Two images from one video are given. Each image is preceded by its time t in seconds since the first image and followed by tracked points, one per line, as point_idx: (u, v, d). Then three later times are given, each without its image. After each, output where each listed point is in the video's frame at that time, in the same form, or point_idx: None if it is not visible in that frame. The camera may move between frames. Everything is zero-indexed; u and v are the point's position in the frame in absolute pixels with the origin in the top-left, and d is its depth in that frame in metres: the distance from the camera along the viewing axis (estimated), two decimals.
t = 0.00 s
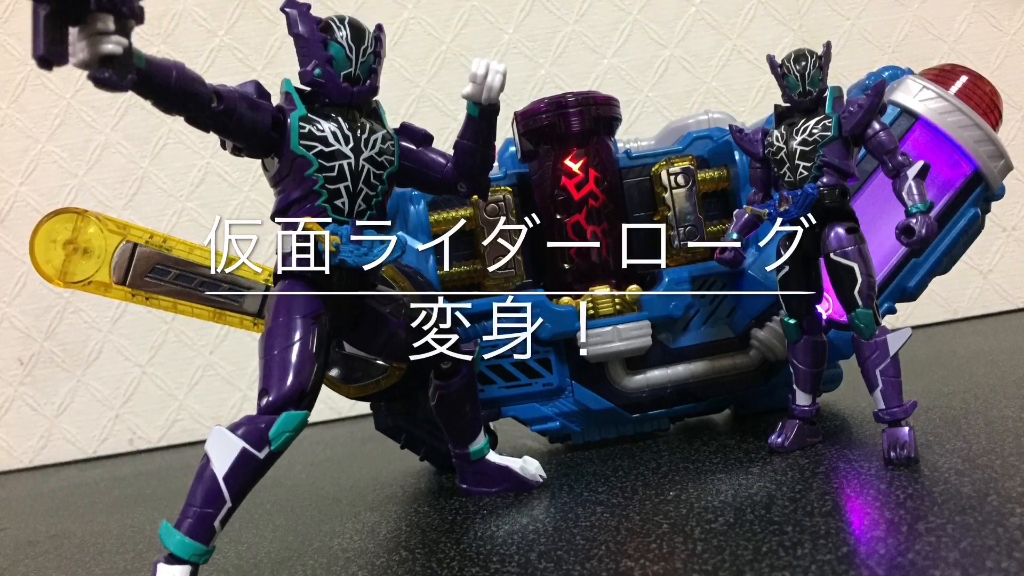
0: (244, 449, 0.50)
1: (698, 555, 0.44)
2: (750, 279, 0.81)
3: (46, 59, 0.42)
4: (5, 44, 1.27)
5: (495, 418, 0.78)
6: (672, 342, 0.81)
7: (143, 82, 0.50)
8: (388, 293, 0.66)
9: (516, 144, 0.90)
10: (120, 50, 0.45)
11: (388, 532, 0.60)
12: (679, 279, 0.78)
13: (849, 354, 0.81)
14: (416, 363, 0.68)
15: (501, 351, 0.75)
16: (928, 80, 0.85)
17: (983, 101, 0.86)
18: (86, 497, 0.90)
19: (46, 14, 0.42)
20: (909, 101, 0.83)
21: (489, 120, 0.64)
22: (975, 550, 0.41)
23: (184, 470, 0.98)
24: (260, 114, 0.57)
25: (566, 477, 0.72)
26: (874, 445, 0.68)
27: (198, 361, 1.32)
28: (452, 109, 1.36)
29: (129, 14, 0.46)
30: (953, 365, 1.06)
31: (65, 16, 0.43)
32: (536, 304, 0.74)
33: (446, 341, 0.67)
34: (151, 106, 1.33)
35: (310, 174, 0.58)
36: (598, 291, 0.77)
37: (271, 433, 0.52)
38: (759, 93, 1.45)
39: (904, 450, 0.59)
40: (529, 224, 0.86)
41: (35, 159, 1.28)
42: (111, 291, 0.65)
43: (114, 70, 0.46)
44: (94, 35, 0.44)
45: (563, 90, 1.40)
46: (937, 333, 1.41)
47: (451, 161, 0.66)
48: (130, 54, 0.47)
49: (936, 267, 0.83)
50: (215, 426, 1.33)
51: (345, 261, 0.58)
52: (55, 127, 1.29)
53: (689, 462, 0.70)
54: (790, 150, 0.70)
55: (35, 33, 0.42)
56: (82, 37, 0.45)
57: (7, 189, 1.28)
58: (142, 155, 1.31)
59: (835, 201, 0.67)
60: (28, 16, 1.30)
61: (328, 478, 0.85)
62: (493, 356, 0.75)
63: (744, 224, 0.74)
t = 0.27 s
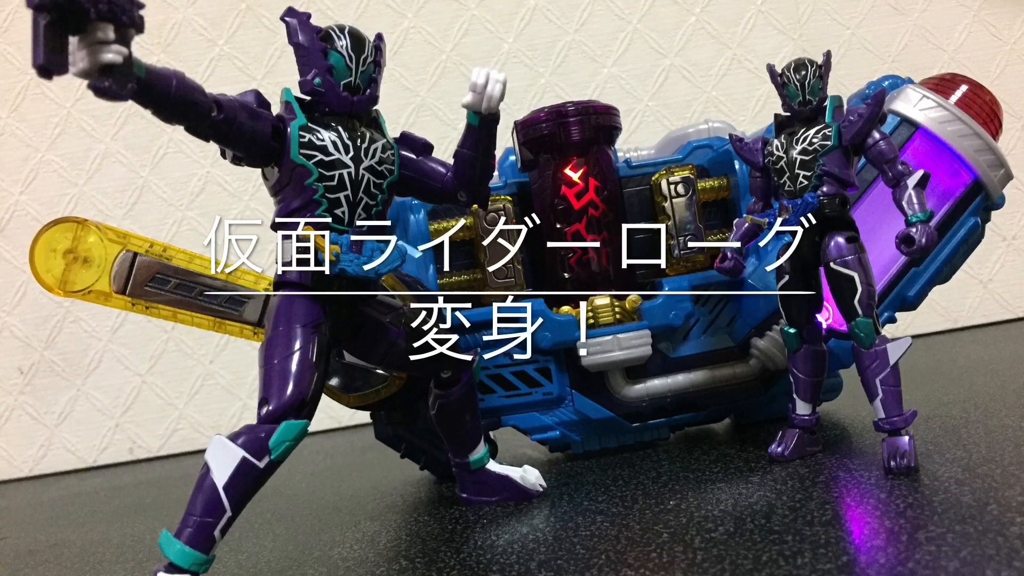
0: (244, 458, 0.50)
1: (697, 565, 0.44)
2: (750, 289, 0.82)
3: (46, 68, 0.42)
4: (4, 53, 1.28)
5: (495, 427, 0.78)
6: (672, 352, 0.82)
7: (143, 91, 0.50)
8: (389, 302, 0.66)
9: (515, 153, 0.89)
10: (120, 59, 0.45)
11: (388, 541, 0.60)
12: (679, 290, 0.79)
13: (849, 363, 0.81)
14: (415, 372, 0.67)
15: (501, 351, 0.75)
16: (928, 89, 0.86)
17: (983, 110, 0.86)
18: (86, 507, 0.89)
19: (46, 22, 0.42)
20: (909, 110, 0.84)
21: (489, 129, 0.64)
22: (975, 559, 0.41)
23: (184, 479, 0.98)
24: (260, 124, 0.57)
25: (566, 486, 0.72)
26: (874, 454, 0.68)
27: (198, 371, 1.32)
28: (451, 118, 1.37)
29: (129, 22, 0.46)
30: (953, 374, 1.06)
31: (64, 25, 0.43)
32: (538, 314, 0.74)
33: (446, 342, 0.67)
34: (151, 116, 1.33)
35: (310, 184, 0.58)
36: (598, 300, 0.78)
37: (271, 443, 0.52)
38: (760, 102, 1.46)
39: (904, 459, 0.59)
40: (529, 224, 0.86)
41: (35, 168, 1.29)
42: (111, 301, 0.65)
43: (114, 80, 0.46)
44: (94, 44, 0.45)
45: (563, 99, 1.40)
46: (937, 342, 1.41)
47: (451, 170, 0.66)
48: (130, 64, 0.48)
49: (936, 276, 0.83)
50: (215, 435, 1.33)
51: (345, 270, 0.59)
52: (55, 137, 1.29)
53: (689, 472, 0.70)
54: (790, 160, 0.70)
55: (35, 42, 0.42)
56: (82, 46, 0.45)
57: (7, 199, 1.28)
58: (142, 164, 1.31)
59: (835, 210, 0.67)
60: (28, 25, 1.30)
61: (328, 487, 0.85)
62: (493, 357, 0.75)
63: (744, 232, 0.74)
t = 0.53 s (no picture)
0: (244, 467, 0.50)
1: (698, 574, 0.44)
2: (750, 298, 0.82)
3: (46, 77, 0.42)
4: (4, 63, 1.29)
5: (495, 436, 0.78)
6: (672, 361, 0.82)
7: (143, 101, 0.51)
8: (390, 311, 0.66)
9: (515, 162, 0.90)
10: (120, 68, 0.46)
11: (388, 550, 0.60)
12: (680, 299, 0.78)
13: (849, 373, 0.81)
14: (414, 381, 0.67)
15: (502, 351, 0.75)
16: (928, 98, 0.87)
17: (984, 119, 0.87)
18: (86, 516, 0.89)
19: (45, 31, 0.42)
20: (909, 119, 0.84)
21: (489, 139, 0.65)
22: (975, 569, 0.41)
23: (184, 489, 0.98)
24: (260, 133, 0.58)
25: (565, 496, 0.72)
26: (874, 463, 0.68)
27: (198, 380, 1.32)
28: (451, 127, 1.38)
29: (128, 31, 0.47)
30: (952, 383, 1.06)
31: (64, 33, 0.44)
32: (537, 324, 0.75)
33: (446, 341, 0.67)
34: (151, 125, 1.34)
35: (310, 193, 0.59)
36: (598, 309, 0.78)
37: (271, 452, 0.52)
38: (759, 111, 1.47)
39: (904, 468, 0.59)
40: (529, 223, 0.85)
41: (35, 178, 1.29)
42: (111, 310, 0.65)
43: (114, 89, 0.47)
44: (94, 53, 0.45)
45: (563, 108, 1.41)
46: (937, 352, 1.41)
47: (451, 180, 0.67)
48: (130, 73, 0.48)
49: (936, 285, 0.83)
50: (215, 444, 1.32)
51: (345, 279, 0.59)
52: (55, 146, 1.30)
53: (689, 481, 0.70)
54: (790, 168, 0.70)
55: (35, 51, 0.42)
56: (82, 55, 0.46)
57: (7, 208, 1.29)
58: (142, 174, 1.32)
59: (835, 220, 0.68)
60: (28, 34, 1.31)
61: (328, 497, 0.85)
62: (493, 357, 0.76)
63: (744, 242, 0.73)
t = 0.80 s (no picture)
0: (244, 476, 0.50)
1: None
2: (750, 307, 0.82)
3: (46, 86, 0.43)
4: (4, 72, 1.30)
5: (495, 446, 0.78)
6: (672, 370, 0.82)
7: (143, 110, 0.51)
8: (390, 321, 0.66)
9: (516, 171, 0.91)
10: (120, 77, 0.46)
11: (388, 559, 0.60)
12: (680, 308, 0.78)
13: (849, 382, 0.81)
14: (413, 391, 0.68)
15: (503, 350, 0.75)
16: (928, 107, 0.87)
17: (983, 128, 0.88)
18: (86, 525, 0.89)
19: (46, 41, 0.43)
20: (909, 129, 0.85)
21: (489, 147, 0.65)
22: None
23: (184, 498, 0.98)
24: (260, 142, 0.58)
25: (566, 505, 0.72)
26: (874, 472, 0.68)
27: (198, 389, 1.32)
28: (451, 136, 1.39)
29: (128, 40, 0.47)
30: (953, 392, 1.06)
31: (64, 43, 0.44)
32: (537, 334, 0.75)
33: (446, 342, 0.68)
34: (151, 134, 1.35)
35: (310, 203, 0.59)
36: (599, 319, 0.79)
37: (270, 461, 0.52)
38: (760, 120, 1.48)
39: (904, 478, 0.59)
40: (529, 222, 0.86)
41: (35, 187, 1.30)
42: (111, 319, 0.66)
43: (114, 98, 0.47)
44: (94, 62, 0.46)
45: (563, 118, 1.42)
46: (937, 361, 1.41)
47: (451, 189, 0.67)
48: (130, 82, 0.49)
49: (936, 295, 0.84)
50: (215, 453, 1.32)
51: (345, 288, 0.61)
52: (55, 155, 1.31)
53: (689, 490, 0.70)
54: (790, 178, 0.71)
55: (35, 60, 0.43)
56: (82, 64, 0.46)
57: (7, 218, 1.29)
58: (142, 183, 1.32)
59: (835, 229, 0.68)
60: (28, 43, 1.32)
61: (328, 506, 0.85)
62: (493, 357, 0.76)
63: (744, 251, 0.74)
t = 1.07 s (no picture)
0: (244, 485, 0.50)
1: None
2: (750, 316, 0.82)
3: (46, 95, 0.44)
4: (5, 81, 1.31)
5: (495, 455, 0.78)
6: (672, 379, 0.82)
7: (143, 120, 0.52)
8: (390, 330, 0.67)
9: (516, 180, 0.91)
10: (119, 86, 0.47)
11: (388, 569, 0.60)
12: (680, 317, 0.78)
13: (849, 391, 0.81)
14: (413, 400, 0.68)
15: (500, 352, 0.76)
16: (928, 117, 0.88)
17: (983, 137, 0.88)
18: (86, 535, 0.89)
19: (46, 50, 0.43)
20: (909, 138, 0.85)
21: (489, 157, 0.66)
22: None
23: (184, 507, 0.98)
24: (260, 151, 0.59)
25: (565, 514, 0.72)
26: (874, 482, 0.68)
27: (198, 399, 1.32)
28: (451, 146, 1.40)
29: (128, 50, 0.48)
30: (953, 402, 1.06)
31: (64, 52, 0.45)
32: (538, 342, 0.75)
33: (446, 342, 0.68)
34: (151, 143, 1.35)
35: (310, 212, 0.59)
36: (599, 328, 0.79)
37: (271, 470, 0.52)
38: (759, 130, 1.49)
39: (904, 487, 0.60)
40: (529, 222, 0.87)
41: (35, 196, 1.31)
42: (111, 328, 0.66)
43: (114, 107, 0.48)
44: (94, 72, 0.46)
45: (563, 127, 1.43)
46: (937, 370, 1.42)
47: (451, 198, 0.68)
48: (130, 92, 0.49)
49: (936, 304, 0.84)
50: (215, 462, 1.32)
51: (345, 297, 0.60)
52: (55, 164, 1.32)
53: (689, 499, 0.70)
54: (790, 187, 0.72)
55: (35, 69, 0.43)
56: (82, 74, 0.47)
57: (7, 227, 1.29)
58: (142, 192, 1.32)
59: (835, 238, 0.69)
60: (28, 53, 1.33)
61: (328, 515, 0.85)
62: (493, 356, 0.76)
63: (744, 260, 0.75)
